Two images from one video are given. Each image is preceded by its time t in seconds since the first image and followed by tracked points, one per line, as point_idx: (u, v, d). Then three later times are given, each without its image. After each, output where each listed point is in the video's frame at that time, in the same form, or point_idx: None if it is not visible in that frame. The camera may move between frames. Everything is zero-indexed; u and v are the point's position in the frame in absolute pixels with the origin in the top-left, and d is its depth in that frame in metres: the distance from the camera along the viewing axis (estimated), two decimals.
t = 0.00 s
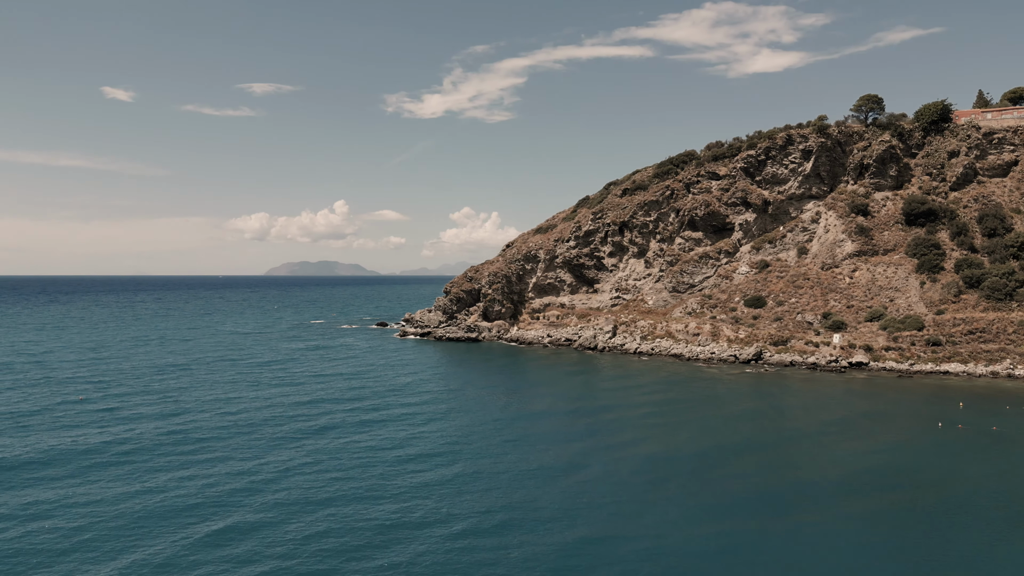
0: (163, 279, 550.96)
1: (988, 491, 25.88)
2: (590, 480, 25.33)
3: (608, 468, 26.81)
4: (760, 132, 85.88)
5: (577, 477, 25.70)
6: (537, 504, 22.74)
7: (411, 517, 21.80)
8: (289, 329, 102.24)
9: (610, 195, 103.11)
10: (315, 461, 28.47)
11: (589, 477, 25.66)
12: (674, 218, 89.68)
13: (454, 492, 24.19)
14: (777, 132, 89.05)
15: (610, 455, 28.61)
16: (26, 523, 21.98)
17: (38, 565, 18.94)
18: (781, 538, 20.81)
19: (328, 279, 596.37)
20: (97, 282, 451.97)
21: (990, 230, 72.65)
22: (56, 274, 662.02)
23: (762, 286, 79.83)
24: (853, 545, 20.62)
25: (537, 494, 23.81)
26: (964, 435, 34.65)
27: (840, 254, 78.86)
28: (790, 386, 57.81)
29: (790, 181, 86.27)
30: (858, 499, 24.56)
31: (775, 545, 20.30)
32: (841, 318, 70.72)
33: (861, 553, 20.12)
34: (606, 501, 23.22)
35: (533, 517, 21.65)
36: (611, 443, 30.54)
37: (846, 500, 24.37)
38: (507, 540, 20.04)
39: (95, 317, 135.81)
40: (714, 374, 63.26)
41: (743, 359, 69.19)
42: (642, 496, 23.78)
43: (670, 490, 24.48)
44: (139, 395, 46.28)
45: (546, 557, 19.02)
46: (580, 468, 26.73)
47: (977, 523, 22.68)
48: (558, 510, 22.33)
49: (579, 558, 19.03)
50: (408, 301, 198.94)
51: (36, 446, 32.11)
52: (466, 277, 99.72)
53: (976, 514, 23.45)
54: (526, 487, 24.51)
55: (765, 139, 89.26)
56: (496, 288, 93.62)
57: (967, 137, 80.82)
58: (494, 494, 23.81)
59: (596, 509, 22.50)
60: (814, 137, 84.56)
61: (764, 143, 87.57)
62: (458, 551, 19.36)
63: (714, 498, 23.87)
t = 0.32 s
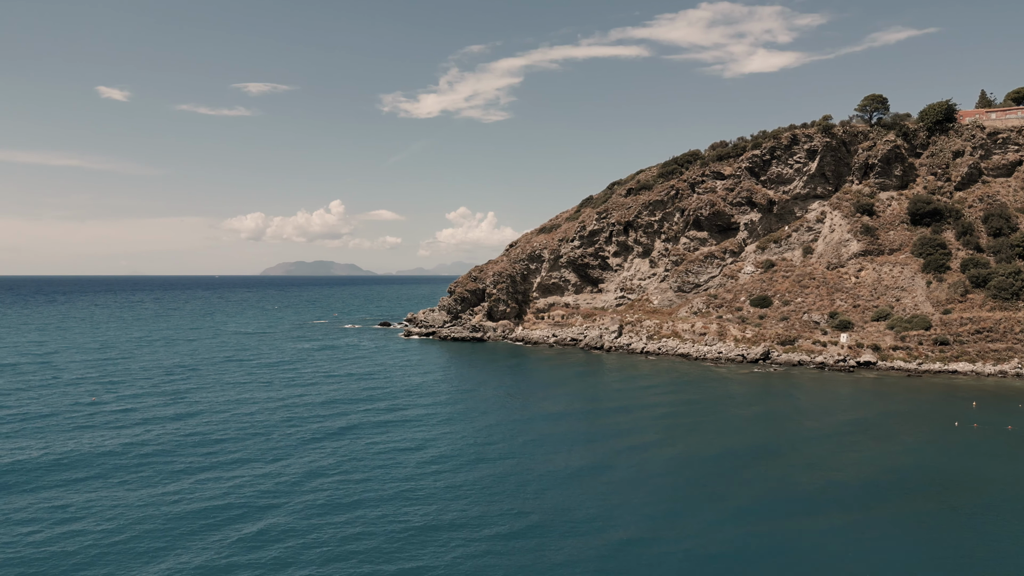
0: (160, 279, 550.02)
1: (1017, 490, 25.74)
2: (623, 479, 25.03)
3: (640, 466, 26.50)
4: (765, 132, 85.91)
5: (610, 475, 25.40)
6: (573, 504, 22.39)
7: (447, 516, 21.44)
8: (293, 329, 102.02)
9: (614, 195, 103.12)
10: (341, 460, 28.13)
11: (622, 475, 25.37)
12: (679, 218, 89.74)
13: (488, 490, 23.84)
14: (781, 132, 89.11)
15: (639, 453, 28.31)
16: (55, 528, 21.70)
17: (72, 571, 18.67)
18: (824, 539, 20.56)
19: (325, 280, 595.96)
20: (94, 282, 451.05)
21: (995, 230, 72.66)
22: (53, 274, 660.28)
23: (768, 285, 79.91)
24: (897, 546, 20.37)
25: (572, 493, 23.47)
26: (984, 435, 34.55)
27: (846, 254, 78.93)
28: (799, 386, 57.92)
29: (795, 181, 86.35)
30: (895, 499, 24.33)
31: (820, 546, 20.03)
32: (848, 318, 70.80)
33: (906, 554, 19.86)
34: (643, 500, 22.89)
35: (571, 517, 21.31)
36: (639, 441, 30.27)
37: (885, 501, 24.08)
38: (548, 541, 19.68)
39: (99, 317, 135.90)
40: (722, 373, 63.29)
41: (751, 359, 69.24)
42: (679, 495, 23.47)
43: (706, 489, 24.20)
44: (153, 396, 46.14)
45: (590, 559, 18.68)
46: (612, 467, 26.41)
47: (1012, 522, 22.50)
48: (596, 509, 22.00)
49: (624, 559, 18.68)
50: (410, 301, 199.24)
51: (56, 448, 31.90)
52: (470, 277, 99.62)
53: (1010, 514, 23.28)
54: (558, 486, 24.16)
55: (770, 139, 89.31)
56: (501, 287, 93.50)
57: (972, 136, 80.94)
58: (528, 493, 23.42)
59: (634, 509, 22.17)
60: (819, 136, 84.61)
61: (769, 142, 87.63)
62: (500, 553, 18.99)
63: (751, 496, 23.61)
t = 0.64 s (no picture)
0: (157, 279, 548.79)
1: None
2: (654, 481, 24.89)
3: (670, 468, 26.32)
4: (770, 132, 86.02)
5: (642, 477, 25.22)
6: (609, 507, 22.25)
7: (483, 519, 21.28)
8: (296, 329, 101.77)
9: (618, 195, 103.17)
10: (367, 462, 27.96)
11: (654, 477, 25.20)
12: (684, 218, 89.83)
13: (521, 492, 23.69)
14: (786, 132, 89.24)
15: (668, 454, 28.11)
16: (86, 531, 21.52)
17: None
18: (867, 544, 20.34)
19: (322, 280, 595.37)
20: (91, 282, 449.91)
21: (1001, 229, 72.72)
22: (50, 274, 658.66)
23: (773, 285, 80.02)
24: (940, 548, 20.17)
25: (607, 496, 23.31)
26: (1002, 433, 34.49)
27: (851, 253, 79.06)
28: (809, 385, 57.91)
29: (800, 181, 86.50)
30: (931, 501, 24.15)
31: (863, 551, 19.82)
32: (854, 317, 70.94)
33: (951, 557, 19.65)
34: (679, 503, 22.72)
35: (608, 520, 21.18)
36: (666, 442, 30.08)
37: (921, 502, 23.89)
38: (588, 545, 19.53)
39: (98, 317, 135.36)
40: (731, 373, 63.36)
41: (758, 358, 69.37)
42: (711, 497, 23.39)
43: (738, 490, 24.07)
44: (165, 397, 45.94)
45: (633, 563, 18.53)
46: (640, 468, 26.32)
47: None
48: (632, 512, 21.85)
49: (667, 564, 18.54)
50: (411, 301, 199.38)
51: (77, 449, 31.73)
52: (474, 277, 99.57)
53: None
54: (592, 488, 24.01)
55: (774, 139, 89.45)
56: (506, 287, 93.47)
57: (976, 136, 81.14)
58: (562, 496, 23.27)
59: (668, 511, 22.08)
60: (824, 136, 84.74)
61: (774, 142, 87.75)
62: (542, 557, 18.83)
63: (787, 500, 23.41)
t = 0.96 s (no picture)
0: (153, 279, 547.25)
1: None
2: (683, 482, 24.84)
3: (697, 470, 26.28)
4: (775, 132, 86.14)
5: (673, 479, 25.14)
6: (644, 510, 22.18)
7: (518, 522, 21.21)
8: (300, 329, 101.52)
9: (622, 194, 103.19)
10: (393, 463, 27.88)
11: (684, 480, 25.13)
12: (688, 218, 89.87)
13: (554, 494, 23.65)
14: (790, 132, 89.36)
15: (695, 456, 28.00)
16: (118, 533, 21.42)
17: None
18: (908, 546, 20.19)
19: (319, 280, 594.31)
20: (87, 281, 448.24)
21: (1006, 229, 72.82)
22: (45, 275, 655.53)
23: (778, 284, 80.13)
24: (978, 548, 20.09)
25: (639, 498, 23.26)
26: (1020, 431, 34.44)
27: (857, 253, 79.18)
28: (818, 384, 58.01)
29: (804, 181, 86.65)
30: (965, 499, 23.98)
31: (903, 553, 19.68)
32: (860, 317, 71.06)
33: (993, 558, 19.50)
34: (710, 505, 22.69)
35: (643, 523, 21.14)
36: (690, 445, 29.97)
37: (952, 501, 23.78)
38: (627, 549, 19.47)
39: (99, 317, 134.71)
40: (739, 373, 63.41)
41: (766, 358, 69.48)
42: (742, 498, 23.36)
43: (768, 492, 24.03)
44: (178, 398, 45.74)
45: (675, 566, 18.49)
46: (666, 470, 26.26)
47: None
48: (666, 515, 21.78)
49: (709, 568, 18.46)
50: (411, 300, 199.40)
51: (97, 449, 31.58)
52: (479, 276, 99.53)
53: None
54: (624, 490, 23.94)
55: (779, 139, 89.58)
56: (510, 287, 93.45)
57: (981, 136, 81.29)
58: (595, 498, 23.21)
59: (700, 513, 22.04)
60: (829, 136, 84.86)
61: (779, 142, 87.87)
62: (583, 560, 18.79)
63: (822, 502, 23.28)
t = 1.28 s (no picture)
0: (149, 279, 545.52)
1: None
2: (712, 485, 24.84)
3: (725, 472, 26.28)
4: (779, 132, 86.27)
5: (701, 482, 25.12)
6: (677, 513, 22.17)
7: (551, 525, 21.19)
8: (303, 329, 101.25)
9: (625, 194, 103.26)
10: (417, 465, 27.81)
11: (713, 482, 25.11)
12: (692, 218, 89.97)
13: (584, 497, 23.62)
14: (794, 132, 89.48)
15: (721, 458, 27.96)
16: (151, 535, 21.37)
17: None
18: (945, 547, 20.16)
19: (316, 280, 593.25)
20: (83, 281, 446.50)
21: (1010, 229, 72.95)
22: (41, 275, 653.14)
23: (783, 284, 80.25)
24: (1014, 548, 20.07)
25: (670, 500, 23.25)
26: None
27: (861, 253, 79.34)
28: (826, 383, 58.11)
29: (808, 181, 86.83)
30: (995, 499, 23.92)
31: (939, 553, 19.70)
32: (866, 316, 71.26)
33: None
34: (741, 507, 22.68)
35: (679, 526, 21.14)
36: (713, 446, 29.95)
37: (981, 501, 23.75)
38: (665, 552, 19.44)
39: (99, 317, 134.12)
40: (746, 373, 63.54)
41: (772, 357, 69.65)
42: (773, 500, 23.36)
43: (798, 494, 24.03)
44: (191, 398, 45.61)
45: (714, 569, 18.48)
46: (693, 472, 26.27)
47: None
48: (699, 518, 21.77)
49: (749, 570, 18.44)
50: (411, 300, 199.05)
51: (117, 450, 31.44)
52: (482, 276, 99.47)
53: None
54: (654, 493, 23.93)
55: (782, 139, 89.71)
56: (514, 287, 93.46)
57: (983, 136, 81.48)
58: (625, 501, 23.21)
59: (732, 515, 22.05)
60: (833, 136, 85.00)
61: (783, 142, 88.00)
62: (621, 564, 18.75)
63: (853, 504, 23.26)
